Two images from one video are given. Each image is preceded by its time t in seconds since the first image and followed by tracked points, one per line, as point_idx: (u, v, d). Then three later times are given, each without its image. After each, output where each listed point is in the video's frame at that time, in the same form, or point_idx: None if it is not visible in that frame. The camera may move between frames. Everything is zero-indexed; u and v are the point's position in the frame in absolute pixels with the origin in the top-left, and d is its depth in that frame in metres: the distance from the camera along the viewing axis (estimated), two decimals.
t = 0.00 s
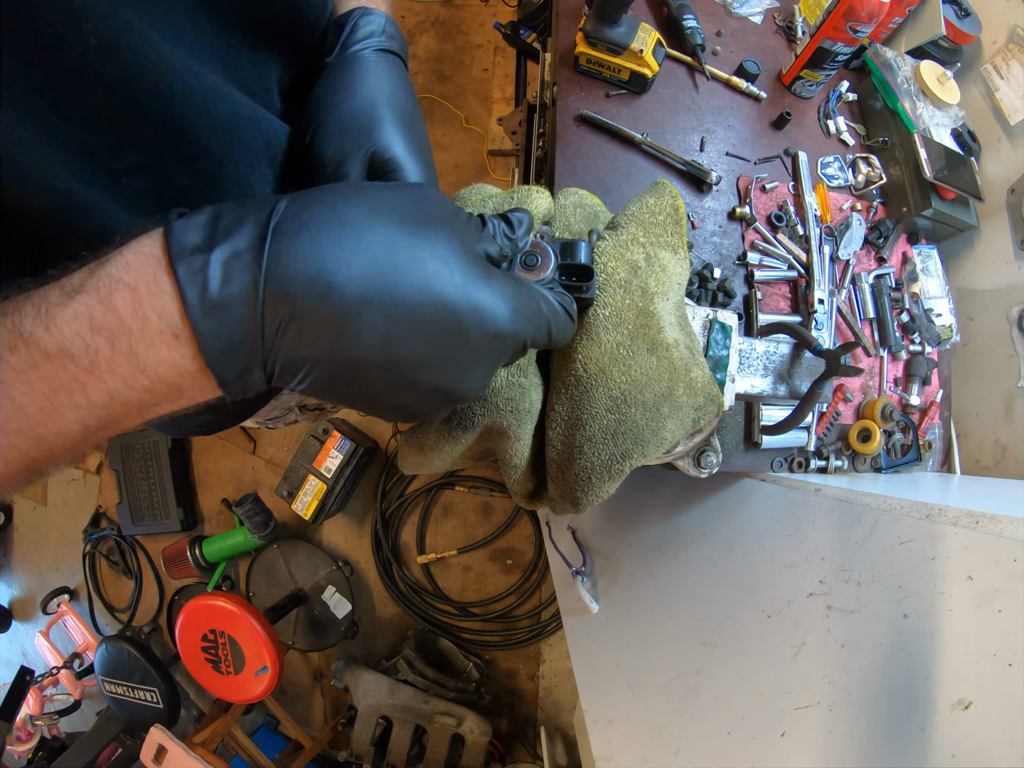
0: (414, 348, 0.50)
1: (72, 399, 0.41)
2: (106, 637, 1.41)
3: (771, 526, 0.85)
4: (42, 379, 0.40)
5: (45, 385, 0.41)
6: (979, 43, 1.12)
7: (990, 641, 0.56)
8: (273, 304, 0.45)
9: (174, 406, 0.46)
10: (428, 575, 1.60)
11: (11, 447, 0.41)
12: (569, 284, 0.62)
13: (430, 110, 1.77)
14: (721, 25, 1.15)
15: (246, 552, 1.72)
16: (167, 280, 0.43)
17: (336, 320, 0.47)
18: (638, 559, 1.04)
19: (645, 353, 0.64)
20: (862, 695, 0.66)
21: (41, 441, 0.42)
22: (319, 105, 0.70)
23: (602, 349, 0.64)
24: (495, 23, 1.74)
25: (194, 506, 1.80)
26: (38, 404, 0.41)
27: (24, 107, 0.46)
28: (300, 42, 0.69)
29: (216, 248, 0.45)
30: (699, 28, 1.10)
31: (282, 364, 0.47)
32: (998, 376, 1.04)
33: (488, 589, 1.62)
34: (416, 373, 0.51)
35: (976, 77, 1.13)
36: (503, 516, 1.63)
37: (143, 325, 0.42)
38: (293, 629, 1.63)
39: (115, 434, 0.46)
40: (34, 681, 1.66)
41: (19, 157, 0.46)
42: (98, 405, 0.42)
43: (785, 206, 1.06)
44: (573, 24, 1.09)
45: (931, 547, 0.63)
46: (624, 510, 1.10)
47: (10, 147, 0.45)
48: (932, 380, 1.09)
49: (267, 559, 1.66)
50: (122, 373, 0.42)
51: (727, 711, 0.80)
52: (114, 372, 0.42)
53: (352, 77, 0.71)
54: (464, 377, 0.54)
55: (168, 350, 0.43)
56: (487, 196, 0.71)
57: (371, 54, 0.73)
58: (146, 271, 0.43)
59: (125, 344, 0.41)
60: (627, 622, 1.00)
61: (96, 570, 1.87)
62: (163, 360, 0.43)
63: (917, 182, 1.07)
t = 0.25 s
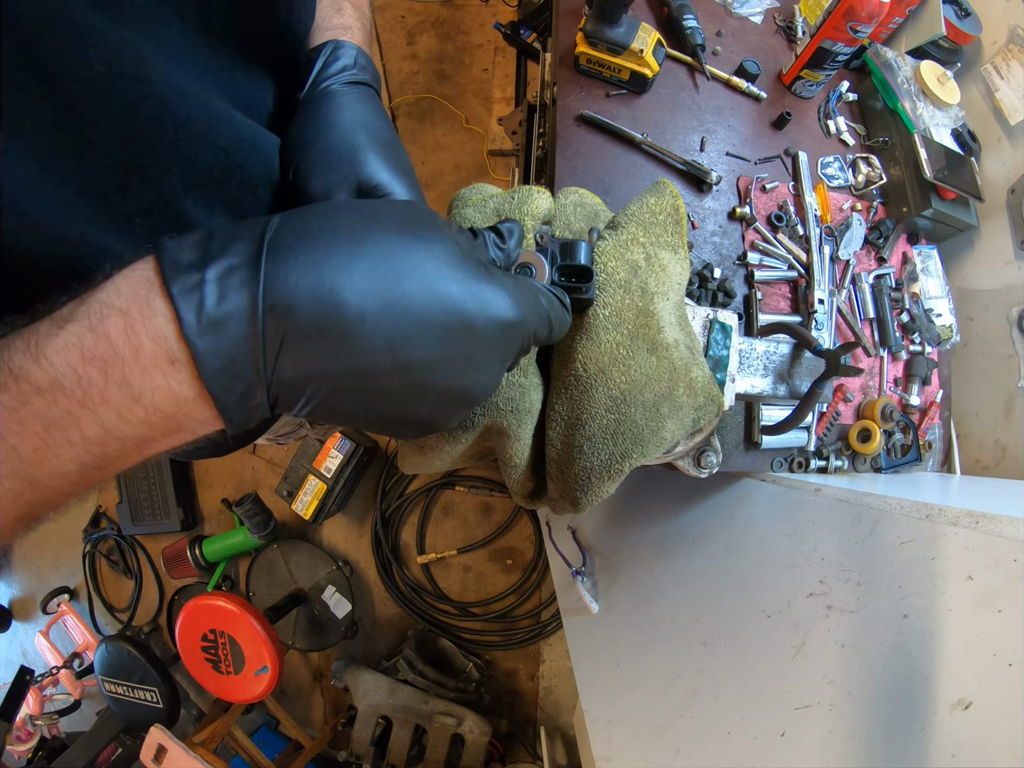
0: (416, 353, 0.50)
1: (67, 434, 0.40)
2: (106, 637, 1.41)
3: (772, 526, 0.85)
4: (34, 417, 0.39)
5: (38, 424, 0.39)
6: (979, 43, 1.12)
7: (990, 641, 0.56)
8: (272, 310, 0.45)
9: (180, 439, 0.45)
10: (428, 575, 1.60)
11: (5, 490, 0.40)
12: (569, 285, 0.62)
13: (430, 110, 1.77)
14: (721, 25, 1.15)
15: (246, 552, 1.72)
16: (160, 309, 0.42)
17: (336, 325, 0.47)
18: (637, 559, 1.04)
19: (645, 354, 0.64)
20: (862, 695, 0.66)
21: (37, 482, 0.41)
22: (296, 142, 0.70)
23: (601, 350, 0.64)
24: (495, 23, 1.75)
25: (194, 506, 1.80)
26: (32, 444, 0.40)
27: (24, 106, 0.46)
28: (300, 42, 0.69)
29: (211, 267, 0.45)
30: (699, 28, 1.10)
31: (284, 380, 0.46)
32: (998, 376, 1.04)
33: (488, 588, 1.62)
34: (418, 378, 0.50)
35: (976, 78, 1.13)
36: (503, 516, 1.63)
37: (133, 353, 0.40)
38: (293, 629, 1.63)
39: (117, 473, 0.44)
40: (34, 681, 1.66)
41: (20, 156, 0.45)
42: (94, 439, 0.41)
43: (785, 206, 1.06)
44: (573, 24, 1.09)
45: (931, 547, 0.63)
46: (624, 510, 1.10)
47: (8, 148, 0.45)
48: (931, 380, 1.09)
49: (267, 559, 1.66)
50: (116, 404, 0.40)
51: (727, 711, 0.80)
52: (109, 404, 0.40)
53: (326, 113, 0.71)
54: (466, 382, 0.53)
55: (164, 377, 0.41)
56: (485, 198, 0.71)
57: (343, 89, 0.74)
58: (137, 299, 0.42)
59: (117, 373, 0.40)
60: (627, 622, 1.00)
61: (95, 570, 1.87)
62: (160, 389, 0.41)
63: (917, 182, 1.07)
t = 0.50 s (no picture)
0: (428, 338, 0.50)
1: (75, 435, 0.39)
2: (106, 637, 1.41)
3: (772, 526, 0.85)
4: (39, 419, 0.38)
5: (44, 425, 0.39)
6: (979, 43, 1.12)
7: (990, 641, 0.56)
8: (291, 290, 0.44)
9: (194, 437, 0.43)
10: (428, 575, 1.60)
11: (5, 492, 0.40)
12: (569, 285, 0.62)
13: (430, 110, 1.77)
14: (721, 25, 1.15)
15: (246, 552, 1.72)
16: (173, 296, 0.40)
17: (353, 307, 0.47)
18: (638, 559, 1.04)
19: (645, 354, 0.64)
20: (862, 695, 0.66)
21: (45, 490, 0.40)
22: (297, 145, 0.69)
23: (601, 350, 0.64)
24: (495, 23, 1.75)
25: (194, 506, 1.80)
26: (39, 448, 0.39)
27: (23, 106, 0.46)
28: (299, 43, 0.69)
29: (226, 247, 0.43)
30: (699, 28, 1.10)
31: (301, 364, 0.46)
32: (998, 376, 1.04)
33: (488, 588, 1.62)
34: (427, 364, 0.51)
35: (976, 78, 1.13)
36: (503, 516, 1.63)
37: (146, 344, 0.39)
38: (293, 629, 1.63)
39: (126, 477, 0.43)
40: (34, 682, 1.65)
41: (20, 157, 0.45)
42: (102, 438, 0.40)
43: (785, 206, 1.06)
44: (573, 24, 1.09)
45: (931, 547, 0.63)
46: (624, 510, 1.10)
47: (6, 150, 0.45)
48: (931, 380, 1.09)
49: (267, 559, 1.66)
50: (126, 399, 0.39)
51: (727, 711, 0.80)
52: (118, 399, 0.39)
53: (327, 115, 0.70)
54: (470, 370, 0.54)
55: (175, 367, 0.40)
56: (486, 198, 0.71)
57: (346, 90, 0.72)
58: (146, 288, 0.40)
59: (129, 367, 0.39)
60: (627, 622, 1.00)
61: (96, 570, 1.87)
62: (171, 381, 0.40)
63: (917, 182, 1.07)
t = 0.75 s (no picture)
0: (431, 316, 0.52)
1: (100, 408, 0.40)
2: (106, 637, 1.41)
3: (772, 526, 0.85)
4: (71, 392, 0.39)
5: (75, 399, 0.39)
6: (979, 43, 1.12)
7: (990, 641, 0.56)
8: (302, 269, 0.48)
9: (212, 413, 0.44)
10: (428, 575, 1.60)
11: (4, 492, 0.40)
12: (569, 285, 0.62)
13: (430, 110, 1.77)
14: (721, 25, 1.15)
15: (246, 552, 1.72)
16: (200, 273, 0.44)
17: (361, 289, 0.50)
18: (637, 559, 1.04)
19: (645, 353, 0.64)
20: (862, 695, 0.66)
21: (71, 469, 0.40)
22: (294, 149, 0.68)
23: (602, 350, 0.64)
24: (495, 23, 1.75)
25: (194, 506, 1.80)
26: (67, 424, 0.39)
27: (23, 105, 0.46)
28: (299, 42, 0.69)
29: (248, 235, 0.47)
30: (699, 28, 1.10)
31: (312, 341, 0.48)
32: (998, 376, 1.04)
33: (488, 588, 1.63)
34: (432, 344, 0.53)
35: (976, 78, 1.13)
36: (503, 515, 1.63)
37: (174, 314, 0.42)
38: (293, 629, 1.63)
39: (136, 471, 0.44)
40: (34, 681, 1.65)
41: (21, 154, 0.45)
42: (125, 411, 0.40)
43: (786, 206, 1.06)
44: (573, 24, 1.09)
45: (931, 547, 0.63)
46: (624, 510, 1.10)
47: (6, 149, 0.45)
48: (932, 380, 1.09)
49: (267, 559, 1.66)
50: (151, 368, 0.41)
51: (727, 711, 0.80)
52: (142, 367, 0.41)
53: (326, 119, 0.70)
54: (472, 353, 0.56)
55: (198, 334, 0.43)
56: (486, 198, 0.71)
57: (341, 95, 0.73)
58: (176, 267, 0.44)
59: (154, 336, 0.41)
60: (628, 622, 1.00)
61: (96, 570, 1.87)
62: (194, 347, 0.42)
63: (917, 182, 1.07)
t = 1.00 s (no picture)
0: (428, 310, 0.52)
1: (109, 397, 0.40)
2: (106, 637, 1.41)
3: (772, 526, 0.85)
4: (75, 391, 0.40)
5: (77, 397, 0.40)
6: (979, 43, 1.12)
7: (990, 641, 0.56)
8: (299, 262, 0.48)
9: (216, 400, 0.44)
10: (428, 575, 1.60)
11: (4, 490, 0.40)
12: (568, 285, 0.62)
13: (430, 110, 1.77)
14: (721, 25, 1.15)
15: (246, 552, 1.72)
16: (208, 265, 0.45)
17: (359, 287, 0.50)
18: (637, 559, 1.04)
19: (644, 354, 0.64)
20: (862, 695, 0.66)
21: (80, 452, 0.40)
22: (294, 158, 0.68)
23: (601, 350, 0.64)
24: (495, 23, 1.75)
25: (194, 506, 1.80)
26: (78, 407, 0.40)
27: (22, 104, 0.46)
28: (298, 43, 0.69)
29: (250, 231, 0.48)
30: (699, 28, 1.10)
31: (309, 333, 0.48)
32: (998, 376, 1.04)
33: (488, 588, 1.63)
34: (428, 338, 0.52)
35: (976, 78, 1.13)
36: (503, 516, 1.63)
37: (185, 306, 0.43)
38: (293, 629, 1.63)
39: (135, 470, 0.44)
40: (34, 682, 1.65)
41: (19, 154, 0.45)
42: (135, 395, 0.41)
43: (785, 206, 1.06)
44: (573, 24, 1.09)
45: (931, 548, 0.63)
46: (624, 510, 1.10)
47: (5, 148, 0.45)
48: (931, 380, 1.09)
49: (267, 559, 1.66)
50: (160, 355, 0.41)
51: (727, 711, 0.80)
52: (152, 352, 0.41)
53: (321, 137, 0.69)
54: (470, 347, 0.55)
55: (205, 321, 0.43)
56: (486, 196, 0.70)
57: (339, 110, 0.72)
58: (186, 261, 0.45)
59: (164, 325, 0.42)
60: (628, 622, 1.00)
61: (96, 570, 1.87)
62: (201, 334, 0.43)
63: (917, 182, 1.07)
